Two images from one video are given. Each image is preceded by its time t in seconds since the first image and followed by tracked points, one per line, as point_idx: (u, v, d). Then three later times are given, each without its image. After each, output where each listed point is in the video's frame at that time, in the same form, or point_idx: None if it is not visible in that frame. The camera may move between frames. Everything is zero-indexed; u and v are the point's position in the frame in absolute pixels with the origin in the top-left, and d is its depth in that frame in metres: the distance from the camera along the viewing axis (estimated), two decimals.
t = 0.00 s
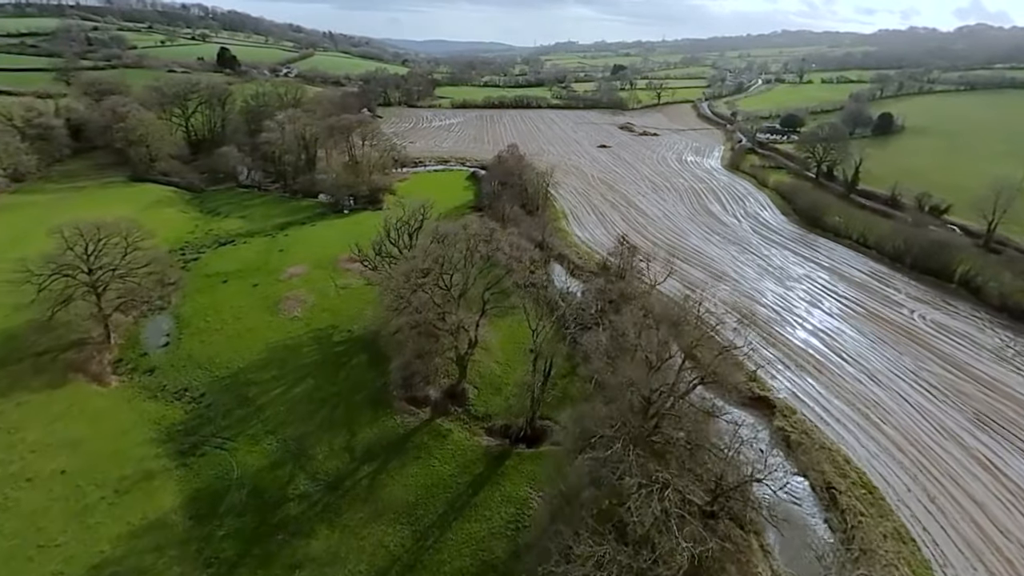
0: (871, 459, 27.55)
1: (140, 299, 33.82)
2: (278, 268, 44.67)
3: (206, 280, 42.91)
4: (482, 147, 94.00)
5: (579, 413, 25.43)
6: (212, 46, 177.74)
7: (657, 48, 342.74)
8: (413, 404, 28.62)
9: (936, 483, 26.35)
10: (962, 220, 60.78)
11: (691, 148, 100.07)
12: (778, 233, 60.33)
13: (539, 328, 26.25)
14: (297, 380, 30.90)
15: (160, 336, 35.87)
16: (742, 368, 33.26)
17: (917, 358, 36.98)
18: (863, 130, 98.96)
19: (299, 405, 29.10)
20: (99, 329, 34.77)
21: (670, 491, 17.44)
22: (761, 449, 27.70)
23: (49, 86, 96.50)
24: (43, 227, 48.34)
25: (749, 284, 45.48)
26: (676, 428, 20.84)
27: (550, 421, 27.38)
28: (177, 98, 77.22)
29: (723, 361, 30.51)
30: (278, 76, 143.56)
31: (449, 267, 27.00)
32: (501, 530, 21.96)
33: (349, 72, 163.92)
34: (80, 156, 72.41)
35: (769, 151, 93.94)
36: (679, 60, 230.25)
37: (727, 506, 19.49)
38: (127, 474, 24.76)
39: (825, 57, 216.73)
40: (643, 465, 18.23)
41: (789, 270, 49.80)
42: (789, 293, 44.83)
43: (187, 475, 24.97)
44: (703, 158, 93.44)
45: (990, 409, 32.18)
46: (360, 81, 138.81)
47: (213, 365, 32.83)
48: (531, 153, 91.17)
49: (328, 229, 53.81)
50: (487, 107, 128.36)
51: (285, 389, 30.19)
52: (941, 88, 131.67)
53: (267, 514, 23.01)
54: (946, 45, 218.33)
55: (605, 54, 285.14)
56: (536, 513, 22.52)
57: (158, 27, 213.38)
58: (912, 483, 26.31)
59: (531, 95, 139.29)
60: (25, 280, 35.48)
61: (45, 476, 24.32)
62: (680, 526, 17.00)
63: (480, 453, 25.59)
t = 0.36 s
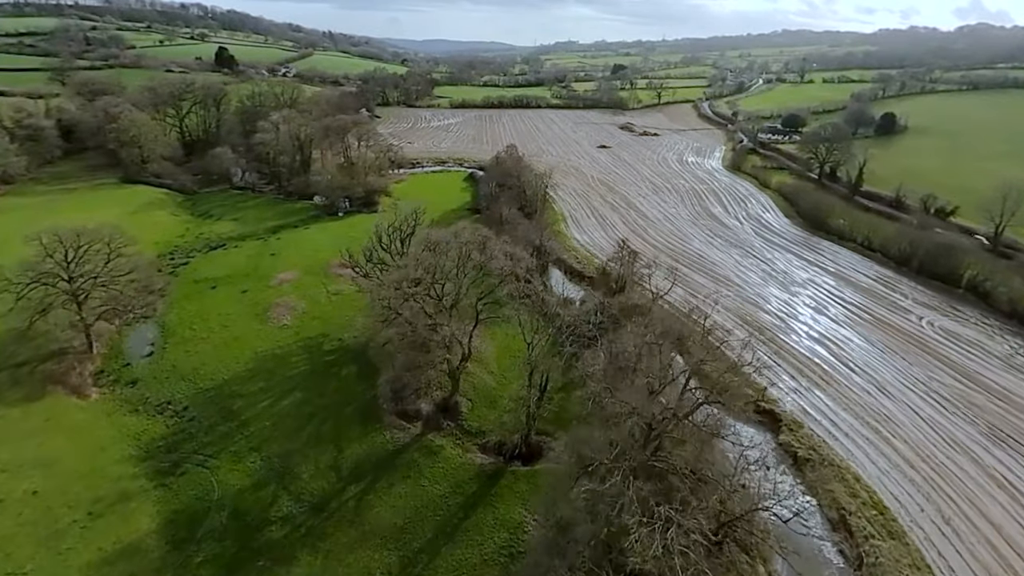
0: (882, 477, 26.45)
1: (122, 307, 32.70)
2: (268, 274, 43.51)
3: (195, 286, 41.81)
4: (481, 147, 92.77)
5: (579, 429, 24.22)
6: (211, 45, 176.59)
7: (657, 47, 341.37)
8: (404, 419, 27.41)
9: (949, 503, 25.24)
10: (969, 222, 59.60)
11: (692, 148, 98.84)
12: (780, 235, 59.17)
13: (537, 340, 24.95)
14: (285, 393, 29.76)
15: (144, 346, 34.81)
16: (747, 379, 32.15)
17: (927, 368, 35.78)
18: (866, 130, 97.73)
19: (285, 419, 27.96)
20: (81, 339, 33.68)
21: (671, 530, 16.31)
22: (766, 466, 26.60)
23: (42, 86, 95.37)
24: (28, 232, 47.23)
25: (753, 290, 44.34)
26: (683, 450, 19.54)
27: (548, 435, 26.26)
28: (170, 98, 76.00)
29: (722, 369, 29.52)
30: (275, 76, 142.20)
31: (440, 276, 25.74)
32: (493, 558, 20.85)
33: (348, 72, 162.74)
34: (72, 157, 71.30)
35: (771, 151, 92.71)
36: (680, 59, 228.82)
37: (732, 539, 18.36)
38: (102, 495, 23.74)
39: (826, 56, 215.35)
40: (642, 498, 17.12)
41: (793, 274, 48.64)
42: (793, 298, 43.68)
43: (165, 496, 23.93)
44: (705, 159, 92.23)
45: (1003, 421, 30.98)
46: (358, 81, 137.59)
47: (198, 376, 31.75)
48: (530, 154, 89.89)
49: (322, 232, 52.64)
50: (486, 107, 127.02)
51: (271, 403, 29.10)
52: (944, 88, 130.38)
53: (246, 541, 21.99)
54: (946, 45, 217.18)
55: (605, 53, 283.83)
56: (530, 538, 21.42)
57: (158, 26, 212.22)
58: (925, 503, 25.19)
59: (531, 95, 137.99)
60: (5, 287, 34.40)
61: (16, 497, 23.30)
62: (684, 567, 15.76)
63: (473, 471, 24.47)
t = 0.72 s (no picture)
0: (894, 497, 25.27)
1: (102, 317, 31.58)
2: (258, 280, 42.25)
3: (182, 293, 40.67)
4: (478, 148, 91.41)
5: (577, 449, 22.98)
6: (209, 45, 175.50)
7: (657, 47, 340.14)
8: (394, 436, 26.11)
9: (965, 526, 24.02)
10: (976, 225, 58.37)
11: (693, 149, 97.56)
12: (784, 239, 57.88)
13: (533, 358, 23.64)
14: (269, 408, 28.57)
15: (126, 357, 33.69)
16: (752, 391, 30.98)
17: (938, 379, 34.41)
18: (868, 131, 96.44)
19: (269, 437, 26.79)
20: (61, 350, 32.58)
21: None
22: (772, 486, 25.47)
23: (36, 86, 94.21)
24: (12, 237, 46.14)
25: (757, 296, 43.10)
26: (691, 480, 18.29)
27: (544, 453, 24.99)
28: (163, 99, 74.77)
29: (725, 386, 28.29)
30: (273, 76, 140.82)
31: (431, 286, 24.34)
32: None
33: (347, 72, 161.41)
34: (63, 158, 70.15)
35: (773, 152, 91.43)
36: (680, 59, 228.07)
37: None
38: (74, 519, 22.63)
39: (827, 56, 213.92)
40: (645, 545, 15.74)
41: (798, 280, 47.43)
42: (798, 305, 42.44)
43: (140, 519, 22.81)
44: (706, 160, 90.96)
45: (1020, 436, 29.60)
46: (356, 81, 136.35)
47: (180, 389, 30.60)
48: (528, 155, 88.54)
49: (314, 236, 51.33)
50: (485, 108, 125.65)
51: (255, 418, 27.93)
52: (946, 88, 129.03)
53: (223, 568, 20.84)
54: (947, 45, 215.71)
55: (605, 53, 282.37)
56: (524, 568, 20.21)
57: (157, 26, 211.13)
58: (939, 526, 23.99)
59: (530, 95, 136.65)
60: None
61: None
62: None
63: (464, 493, 23.20)
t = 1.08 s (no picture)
0: (906, 518, 24.19)
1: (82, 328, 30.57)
2: (247, 287, 41.12)
3: (169, 301, 39.60)
4: (477, 150, 90.32)
5: (575, 470, 21.80)
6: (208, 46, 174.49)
7: (657, 46, 338.94)
8: (384, 453, 24.90)
9: (981, 549, 22.91)
10: (983, 228, 57.19)
11: (694, 150, 96.45)
12: (787, 242, 56.74)
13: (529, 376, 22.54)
14: (254, 423, 27.50)
15: (108, 368, 32.61)
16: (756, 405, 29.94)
17: (949, 389, 33.22)
18: (871, 132, 95.21)
19: (252, 455, 25.70)
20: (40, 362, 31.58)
21: None
22: (779, 508, 24.40)
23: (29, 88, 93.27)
24: None
25: (760, 302, 41.99)
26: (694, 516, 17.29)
27: (540, 473, 23.84)
28: (156, 100, 73.77)
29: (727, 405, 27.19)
30: (271, 77, 139.88)
31: (421, 297, 23.12)
32: None
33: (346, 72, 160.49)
34: (54, 161, 69.18)
35: (775, 153, 90.32)
36: (681, 59, 226.85)
37: None
38: (44, 545, 21.62)
39: (829, 55, 212.45)
40: None
41: (802, 285, 46.31)
42: (803, 312, 41.30)
43: (114, 546, 21.81)
44: (707, 161, 89.87)
45: None
46: (355, 81, 135.31)
47: (163, 403, 29.56)
48: (527, 157, 87.42)
49: (305, 240, 50.19)
50: (484, 108, 124.54)
51: (239, 435, 26.86)
52: (950, 87, 127.87)
53: None
54: (948, 45, 214.37)
55: (605, 53, 281.29)
56: None
57: (156, 26, 210.02)
58: (954, 549, 22.92)
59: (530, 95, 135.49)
60: None
61: None
62: None
63: (455, 517, 22.12)
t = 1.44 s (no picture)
0: (921, 545, 22.97)
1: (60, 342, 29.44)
2: (235, 296, 39.91)
3: (154, 311, 38.41)
4: (475, 152, 89.14)
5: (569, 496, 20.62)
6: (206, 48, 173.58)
7: (657, 47, 337.96)
8: (371, 475, 23.65)
9: None
10: (992, 232, 55.86)
11: (695, 152, 95.25)
12: (790, 247, 55.49)
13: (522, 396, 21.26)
14: (237, 443, 26.40)
15: (88, 383, 31.44)
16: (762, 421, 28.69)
17: (962, 402, 31.88)
18: (875, 133, 93.97)
19: (234, 476, 24.68)
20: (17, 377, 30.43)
21: None
22: (786, 532, 23.25)
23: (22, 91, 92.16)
24: None
25: (764, 310, 40.73)
26: (692, 565, 16.29)
27: (533, 496, 22.76)
28: (149, 103, 72.69)
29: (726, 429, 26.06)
30: (269, 79, 138.80)
31: (408, 314, 21.77)
32: None
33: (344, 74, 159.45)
34: (45, 165, 68.07)
35: (777, 154, 89.12)
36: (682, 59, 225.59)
37: None
38: None
39: (831, 55, 211.23)
40: None
41: (807, 292, 45.04)
42: (808, 320, 40.02)
43: None
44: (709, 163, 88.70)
45: None
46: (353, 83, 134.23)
47: (143, 421, 28.39)
48: (526, 160, 86.28)
49: (295, 247, 48.93)
50: (483, 110, 123.40)
51: (221, 456, 25.73)
52: (953, 87, 126.60)
53: None
54: (949, 44, 213.08)
55: (606, 54, 280.30)
56: None
57: (155, 28, 209.17)
58: None
59: (530, 97, 134.37)
60: None
61: None
62: None
63: (445, 547, 20.99)
